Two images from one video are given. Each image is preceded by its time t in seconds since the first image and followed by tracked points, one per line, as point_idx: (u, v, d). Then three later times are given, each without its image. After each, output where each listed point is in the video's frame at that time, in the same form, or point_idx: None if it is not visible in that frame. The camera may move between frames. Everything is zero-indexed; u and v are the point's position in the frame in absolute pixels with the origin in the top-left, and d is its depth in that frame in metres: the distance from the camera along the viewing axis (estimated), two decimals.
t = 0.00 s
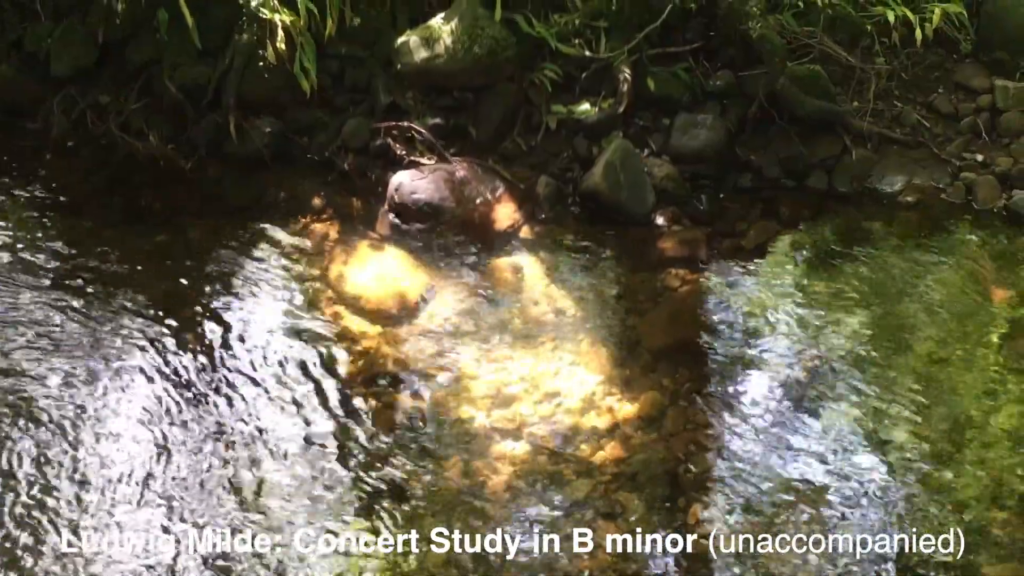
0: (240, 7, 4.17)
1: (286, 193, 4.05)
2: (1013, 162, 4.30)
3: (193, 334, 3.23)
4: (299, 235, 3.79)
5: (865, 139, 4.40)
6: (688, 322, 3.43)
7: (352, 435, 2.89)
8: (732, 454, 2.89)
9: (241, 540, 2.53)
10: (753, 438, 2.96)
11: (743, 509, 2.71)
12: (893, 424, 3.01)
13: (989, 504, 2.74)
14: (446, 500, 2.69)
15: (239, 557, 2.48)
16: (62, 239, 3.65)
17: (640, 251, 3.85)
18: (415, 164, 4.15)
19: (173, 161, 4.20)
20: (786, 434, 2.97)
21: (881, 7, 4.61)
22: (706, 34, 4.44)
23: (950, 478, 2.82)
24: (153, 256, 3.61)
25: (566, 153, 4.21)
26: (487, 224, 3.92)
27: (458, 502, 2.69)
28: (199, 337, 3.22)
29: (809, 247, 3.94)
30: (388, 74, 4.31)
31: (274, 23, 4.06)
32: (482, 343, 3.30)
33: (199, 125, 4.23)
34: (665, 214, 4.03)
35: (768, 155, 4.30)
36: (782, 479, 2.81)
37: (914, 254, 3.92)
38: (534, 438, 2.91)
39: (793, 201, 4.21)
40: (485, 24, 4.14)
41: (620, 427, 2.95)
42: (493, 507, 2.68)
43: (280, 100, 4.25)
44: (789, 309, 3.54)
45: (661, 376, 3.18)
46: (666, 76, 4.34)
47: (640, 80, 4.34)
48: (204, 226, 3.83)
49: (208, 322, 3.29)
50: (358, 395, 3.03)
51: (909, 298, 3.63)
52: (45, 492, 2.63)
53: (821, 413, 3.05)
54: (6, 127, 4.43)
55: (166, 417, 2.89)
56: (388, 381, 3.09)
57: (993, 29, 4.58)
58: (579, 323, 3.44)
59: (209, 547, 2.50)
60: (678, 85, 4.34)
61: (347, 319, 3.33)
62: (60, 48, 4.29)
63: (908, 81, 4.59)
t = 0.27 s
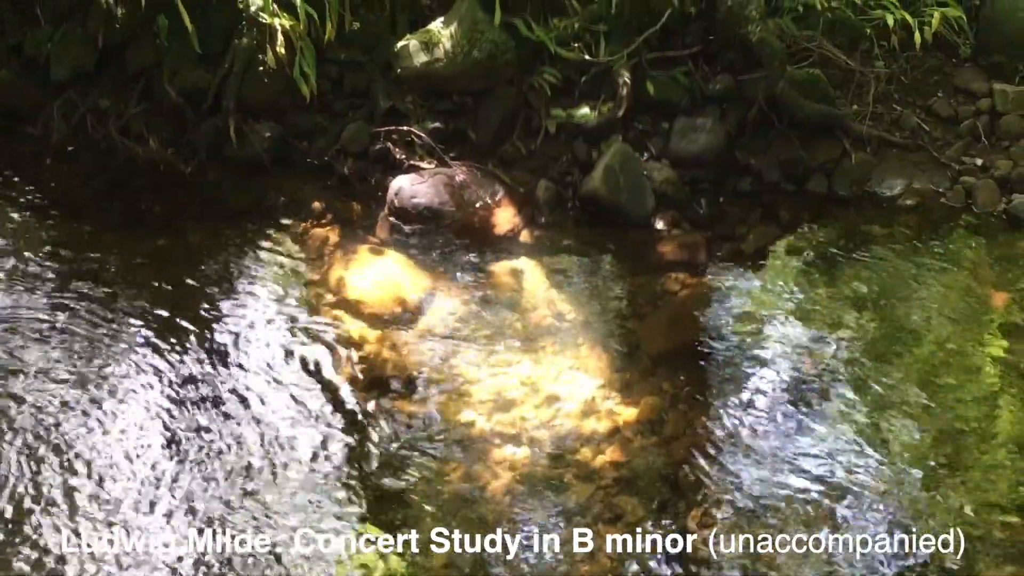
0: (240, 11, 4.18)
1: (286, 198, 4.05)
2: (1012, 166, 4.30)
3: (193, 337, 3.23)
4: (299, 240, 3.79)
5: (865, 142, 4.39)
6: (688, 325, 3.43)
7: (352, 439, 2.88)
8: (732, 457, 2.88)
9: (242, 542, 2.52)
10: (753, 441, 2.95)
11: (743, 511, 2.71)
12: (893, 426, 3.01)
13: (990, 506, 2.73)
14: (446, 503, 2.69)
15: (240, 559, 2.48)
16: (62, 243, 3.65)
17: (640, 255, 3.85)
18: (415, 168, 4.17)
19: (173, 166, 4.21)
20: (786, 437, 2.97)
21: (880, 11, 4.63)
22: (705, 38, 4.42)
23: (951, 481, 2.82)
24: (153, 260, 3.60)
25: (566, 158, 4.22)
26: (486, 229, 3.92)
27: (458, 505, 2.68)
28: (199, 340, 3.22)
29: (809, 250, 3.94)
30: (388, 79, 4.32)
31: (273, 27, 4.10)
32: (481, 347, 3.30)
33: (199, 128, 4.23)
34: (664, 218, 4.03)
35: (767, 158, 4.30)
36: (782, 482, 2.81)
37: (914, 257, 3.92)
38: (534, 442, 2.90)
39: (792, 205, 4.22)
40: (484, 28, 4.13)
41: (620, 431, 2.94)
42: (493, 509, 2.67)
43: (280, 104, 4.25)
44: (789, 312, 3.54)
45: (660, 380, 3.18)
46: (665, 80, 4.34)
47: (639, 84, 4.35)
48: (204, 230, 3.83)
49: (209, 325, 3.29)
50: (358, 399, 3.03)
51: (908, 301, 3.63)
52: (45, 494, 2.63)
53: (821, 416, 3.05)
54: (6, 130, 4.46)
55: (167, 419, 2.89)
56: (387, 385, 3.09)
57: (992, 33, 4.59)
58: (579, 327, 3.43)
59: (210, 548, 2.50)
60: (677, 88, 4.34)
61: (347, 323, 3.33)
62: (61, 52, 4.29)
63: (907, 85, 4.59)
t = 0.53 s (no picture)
0: (240, 16, 4.17)
1: (285, 203, 4.04)
2: (1012, 170, 4.30)
3: (193, 341, 3.22)
4: (299, 245, 3.78)
5: (864, 147, 4.39)
6: (688, 330, 3.42)
7: (352, 444, 2.87)
8: (733, 462, 2.87)
9: (242, 547, 2.52)
10: (754, 445, 2.94)
11: (744, 515, 2.70)
12: (893, 430, 3.00)
13: (990, 511, 2.72)
14: (445, 508, 2.68)
15: (240, 563, 2.47)
16: (61, 248, 3.64)
17: (640, 260, 3.84)
18: (414, 173, 4.16)
19: (173, 172, 4.22)
20: (786, 441, 2.96)
21: (880, 15, 4.64)
22: (705, 43, 4.44)
23: (952, 484, 2.81)
24: (152, 265, 3.59)
25: (565, 163, 4.21)
26: (486, 234, 3.91)
27: (457, 510, 2.67)
28: (198, 344, 3.21)
29: (809, 255, 3.94)
30: (387, 83, 4.30)
31: (273, 33, 4.09)
32: (481, 352, 3.29)
33: (199, 133, 4.21)
34: (664, 223, 4.02)
35: (767, 163, 4.31)
36: (782, 486, 2.80)
37: (913, 261, 3.92)
38: (533, 447, 2.89)
39: (792, 210, 4.21)
40: (484, 33, 4.15)
41: (619, 436, 2.93)
42: (492, 514, 2.67)
43: (280, 109, 4.25)
44: (789, 317, 3.53)
45: (660, 386, 3.17)
46: (665, 85, 4.35)
47: (638, 88, 4.35)
48: (203, 235, 3.82)
49: (208, 329, 3.29)
50: (357, 404, 3.02)
51: (908, 306, 3.63)
52: (45, 496, 2.62)
53: (821, 420, 3.04)
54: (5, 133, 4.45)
55: (166, 424, 2.88)
56: (387, 390, 3.08)
57: (991, 37, 4.58)
58: (579, 332, 3.42)
59: (211, 552, 2.49)
60: (677, 93, 4.34)
61: (347, 328, 3.32)
62: (61, 57, 4.27)
63: (906, 90, 4.59)
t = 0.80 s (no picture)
0: (239, 22, 4.19)
1: (285, 209, 4.04)
2: (1011, 175, 4.30)
3: (193, 346, 3.23)
4: (299, 251, 3.78)
5: (864, 152, 4.40)
6: (687, 335, 3.42)
7: (351, 449, 2.87)
8: (733, 466, 2.87)
9: (243, 551, 2.51)
10: (754, 450, 2.94)
11: (744, 518, 2.70)
12: (893, 434, 3.00)
13: (989, 515, 2.72)
14: (445, 512, 2.67)
15: (240, 565, 2.48)
16: (62, 254, 3.64)
17: (640, 265, 3.84)
18: (414, 179, 4.15)
19: (173, 177, 4.20)
20: (786, 445, 2.96)
21: (879, 21, 4.62)
22: (704, 49, 4.43)
23: (952, 488, 2.81)
24: (152, 271, 3.59)
25: (565, 168, 4.21)
26: (486, 240, 3.90)
27: (457, 515, 2.66)
28: (198, 349, 3.21)
29: (808, 260, 3.93)
30: (387, 90, 4.32)
31: (273, 39, 4.10)
32: (481, 357, 3.28)
33: (199, 139, 4.22)
34: (664, 228, 4.02)
35: (766, 168, 4.31)
36: (782, 490, 2.80)
37: (912, 265, 3.93)
38: (534, 452, 2.89)
39: (792, 215, 4.22)
40: (483, 39, 4.14)
41: (619, 441, 2.93)
42: (492, 519, 2.66)
43: (280, 115, 4.24)
44: (788, 321, 3.53)
45: (659, 391, 3.16)
46: (665, 90, 4.36)
47: (638, 94, 4.35)
48: (204, 241, 3.81)
49: (207, 334, 3.29)
50: (357, 409, 3.02)
51: (907, 310, 3.63)
52: (45, 495, 2.63)
53: (821, 424, 3.04)
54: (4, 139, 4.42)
55: (166, 428, 2.88)
56: (387, 396, 3.07)
57: (992, 42, 4.58)
58: (579, 337, 3.42)
59: (212, 557, 2.49)
60: (676, 98, 4.36)
61: (347, 333, 3.32)
62: (61, 63, 4.27)
63: (906, 94, 4.59)
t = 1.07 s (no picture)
0: (239, 28, 4.19)
1: (285, 215, 4.03)
2: (1011, 180, 4.30)
3: (193, 351, 3.22)
4: (298, 257, 3.77)
5: (864, 157, 4.39)
6: (688, 340, 3.41)
7: (351, 455, 2.86)
8: (734, 471, 2.86)
9: (242, 551, 2.52)
10: (755, 455, 2.93)
11: (744, 522, 2.69)
12: (893, 438, 3.00)
13: (990, 521, 2.71)
14: (445, 518, 2.66)
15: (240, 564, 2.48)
16: (62, 260, 3.63)
17: (640, 271, 3.83)
18: (414, 185, 4.15)
19: (173, 184, 4.19)
20: (787, 450, 2.95)
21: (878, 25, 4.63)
22: (703, 54, 4.45)
23: (953, 491, 2.80)
24: (152, 278, 3.58)
25: (565, 174, 4.21)
26: (486, 245, 3.90)
27: (457, 521, 2.65)
28: (198, 355, 3.21)
29: (808, 265, 3.93)
30: (387, 96, 4.31)
31: (273, 46, 4.09)
32: (481, 362, 3.28)
33: (199, 146, 4.21)
34: (664, 233, 4.02)
35: (766, 173, 4.31)
36: (782, 494, 2.79)
37: (912, 269, 3.92)
38: (534, 458, 2.88)
39: (792, 220, 4.22)
40: (483, 45, 4.16)
41: (620, 446, 2.92)
42: (492, 525, 2.65)
43: (280, 121, 4.24)
44: (789, 327, 3.53)
45: (659, 397, 3.15)
46: (665, 96, 4.35)
47: (637, 99, 4.35)
48: (203, 247, 3.81)
49: (208, 340, 3.28)
50: (357, 415, 3.01)
51: (907, 315, 3.62)
52: (45, 496, 2.64)
53: (822, 430, 3.03)
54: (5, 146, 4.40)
55: (167, 435, 2.87)
56: (387, 402, 3.06)
57: (991, 46, 4.57)
58: (579, 342, 3.41)
59: (213, 563, 2.48)
60: (676, 104, 4.35)
61: (347, 340, 3.31)
62: (61, 70, 4.26)
63: (905, 99, 4.59)
